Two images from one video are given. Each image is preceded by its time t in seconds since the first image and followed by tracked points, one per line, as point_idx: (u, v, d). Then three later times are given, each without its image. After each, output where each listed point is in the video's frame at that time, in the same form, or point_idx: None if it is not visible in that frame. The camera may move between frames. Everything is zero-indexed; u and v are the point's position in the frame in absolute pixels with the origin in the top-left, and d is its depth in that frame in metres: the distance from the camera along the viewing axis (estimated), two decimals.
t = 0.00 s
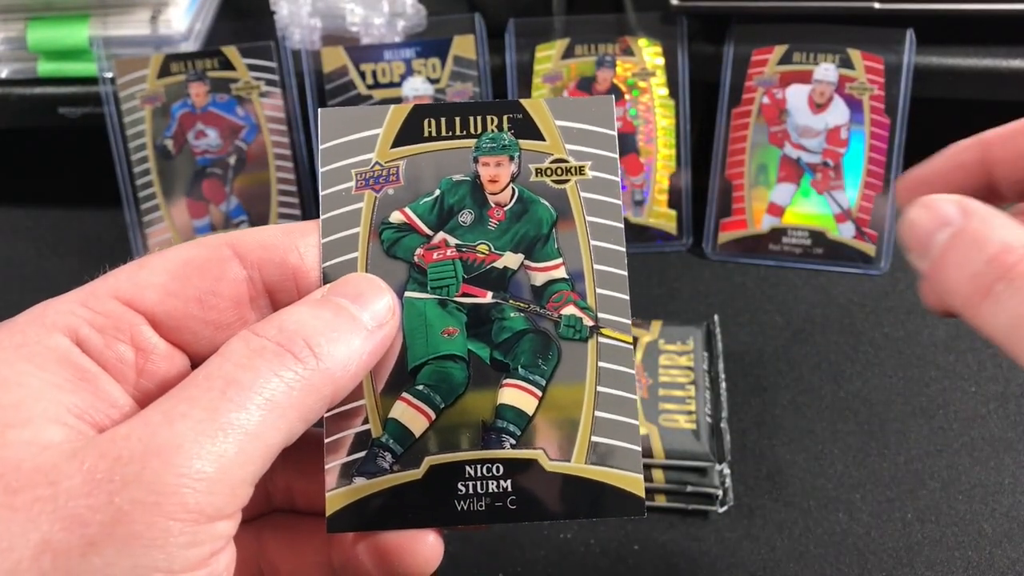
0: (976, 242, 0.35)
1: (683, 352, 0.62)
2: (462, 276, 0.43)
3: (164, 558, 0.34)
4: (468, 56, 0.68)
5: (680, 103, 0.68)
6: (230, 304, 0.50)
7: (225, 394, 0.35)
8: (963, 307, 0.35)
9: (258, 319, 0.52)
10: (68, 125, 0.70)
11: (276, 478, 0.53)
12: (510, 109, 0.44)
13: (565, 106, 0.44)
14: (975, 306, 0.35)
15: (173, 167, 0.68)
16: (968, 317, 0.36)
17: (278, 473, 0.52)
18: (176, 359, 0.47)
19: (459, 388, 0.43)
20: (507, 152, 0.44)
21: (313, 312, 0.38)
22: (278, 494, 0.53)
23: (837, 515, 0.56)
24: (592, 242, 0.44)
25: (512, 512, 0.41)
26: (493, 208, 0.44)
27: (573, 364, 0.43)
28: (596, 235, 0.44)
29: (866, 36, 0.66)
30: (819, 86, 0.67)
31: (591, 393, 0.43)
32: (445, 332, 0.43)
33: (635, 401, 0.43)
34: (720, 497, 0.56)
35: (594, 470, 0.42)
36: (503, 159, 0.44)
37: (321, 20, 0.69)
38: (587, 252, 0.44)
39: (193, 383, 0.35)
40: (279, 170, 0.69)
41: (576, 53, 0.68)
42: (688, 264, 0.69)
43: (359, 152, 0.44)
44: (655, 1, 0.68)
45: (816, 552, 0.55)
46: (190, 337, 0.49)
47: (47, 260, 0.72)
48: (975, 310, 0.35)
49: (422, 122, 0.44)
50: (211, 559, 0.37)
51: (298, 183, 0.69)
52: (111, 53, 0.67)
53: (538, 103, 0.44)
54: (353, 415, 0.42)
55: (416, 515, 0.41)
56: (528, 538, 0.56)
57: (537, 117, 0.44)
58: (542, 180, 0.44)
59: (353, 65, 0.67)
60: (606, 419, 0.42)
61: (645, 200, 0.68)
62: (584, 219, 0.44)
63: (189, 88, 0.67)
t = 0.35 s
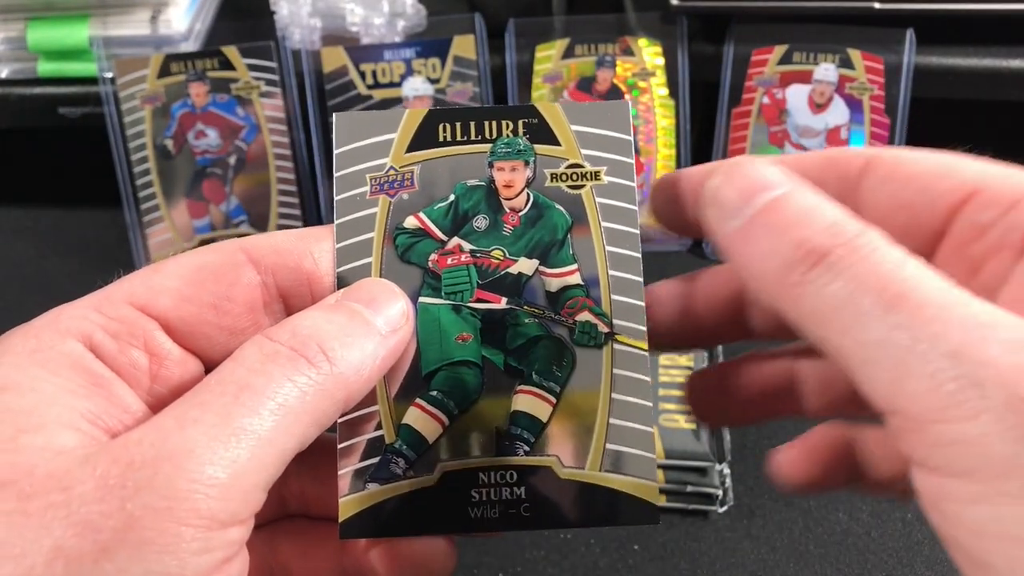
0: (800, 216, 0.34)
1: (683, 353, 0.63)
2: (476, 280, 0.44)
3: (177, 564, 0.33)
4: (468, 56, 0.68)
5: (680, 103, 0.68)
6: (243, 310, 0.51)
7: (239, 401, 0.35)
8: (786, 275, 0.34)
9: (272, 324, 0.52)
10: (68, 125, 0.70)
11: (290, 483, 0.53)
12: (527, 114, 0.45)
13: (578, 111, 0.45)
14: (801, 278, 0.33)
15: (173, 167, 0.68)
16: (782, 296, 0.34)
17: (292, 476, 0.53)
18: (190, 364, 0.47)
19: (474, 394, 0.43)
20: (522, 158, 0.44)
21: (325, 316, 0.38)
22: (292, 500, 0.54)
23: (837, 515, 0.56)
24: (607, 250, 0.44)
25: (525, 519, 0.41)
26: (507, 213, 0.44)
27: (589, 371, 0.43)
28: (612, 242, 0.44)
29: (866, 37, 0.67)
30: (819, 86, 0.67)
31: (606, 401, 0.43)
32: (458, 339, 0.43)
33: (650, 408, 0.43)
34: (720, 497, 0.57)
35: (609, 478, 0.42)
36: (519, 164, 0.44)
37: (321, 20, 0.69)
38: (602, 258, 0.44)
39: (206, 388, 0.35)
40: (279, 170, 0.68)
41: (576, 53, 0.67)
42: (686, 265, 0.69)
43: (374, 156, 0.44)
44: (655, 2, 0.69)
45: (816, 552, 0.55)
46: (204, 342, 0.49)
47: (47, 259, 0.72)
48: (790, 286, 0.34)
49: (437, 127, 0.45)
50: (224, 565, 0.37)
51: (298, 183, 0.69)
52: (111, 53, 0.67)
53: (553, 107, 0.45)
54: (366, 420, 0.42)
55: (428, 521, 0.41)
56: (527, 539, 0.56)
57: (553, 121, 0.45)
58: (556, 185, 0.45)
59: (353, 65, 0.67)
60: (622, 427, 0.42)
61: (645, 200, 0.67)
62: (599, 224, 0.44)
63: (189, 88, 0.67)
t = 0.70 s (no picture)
0: (695, 318, 0.38)
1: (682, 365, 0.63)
2: (489, 307, 0.44)
3: None
4: (468, 55, 0.68)
5: (680, 102, 0.68)
6: (255, 334, 0.50)
7: (237, 421, 0.35)
8: (689, 379, 0.37)
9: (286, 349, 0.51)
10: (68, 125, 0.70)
11: (296, 505, 0.51)
12: (545, 138, 0.45)
13: (597, 135, 0.45)
14: (701, 382, 0.37)
15: (173, 167, 0.68)
16: (686, 399, 0.38)
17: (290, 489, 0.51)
18: (200, 383, 0.47)
19: (482, 422, 0.43)
20: (539, 181, 0.45)
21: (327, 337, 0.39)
22: (299, 522, 0.51)
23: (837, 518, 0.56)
24: (623, 277, 0.44)
25: (530, 553, 0.42)
26: (522, 238, 0.45)
27: (600, 402, 0.43)
28: (628, 269, 0.44)
29: (866, 36, 0.67)
30: (819, 86, 0.67)
31: (618, 434, 0.43)
32: (468, 364, 0.43)
33: (662, 443, 0.43)
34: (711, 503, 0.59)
35: (617, 512, 0.42)
36: (535, 188, 0.45)
37: (321, 20, 0.69)
38: (618, 285, 0.44)
39: (202, 406, 0.35)
40: (279, 170, 0.68)
41: (576, 53, 0.68)
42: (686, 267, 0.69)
43: (390, 178, 0.45)
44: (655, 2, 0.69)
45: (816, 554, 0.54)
46: (214, 367, 0.48)
47: (47, 260, 0.72)
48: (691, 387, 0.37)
49: (454, 149, 0.45)
50: None
51: (298, 183, 0.69)
52: (111, 53, 0.67)
53: (572, 131, 0.45)
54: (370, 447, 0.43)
55: (432, 551, 0.42)
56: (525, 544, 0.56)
57: (571, 144, 0.45)
58: (573, 211, 0.45)
59: (353, 65, 0.67)
60: (634, 462, 0.43)
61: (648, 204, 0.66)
62: (616, 252, 0.44)
63: (189, 88, 0.67)
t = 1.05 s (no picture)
0: (714, 308, 0.37)
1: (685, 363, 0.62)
2: (496, 297, 0.44)
3: None
4: (468, 55, 0.67)
5: (680, 103, 0.67)
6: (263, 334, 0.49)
7: (201, 401, 0.35)
8: (707, 368, 0.37)
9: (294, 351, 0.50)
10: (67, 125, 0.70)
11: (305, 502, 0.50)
12: (545, 125, 0.45)
13: (598, 119, 0.45)
14: (721, 372, 0.36)
15: (173, 167, 0.68)
16: (705, 387, 0.37)
17: (295, 487, 0.50)
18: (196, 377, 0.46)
19: (496, 413, 0.43)
20: (542, 169, 0.45)
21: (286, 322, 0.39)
22: (308, 521, 0.50)
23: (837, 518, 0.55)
24: (631, 259, 0.44)
25: (552, 545, 0.41)
26: (528, 226, 0.45)
27: (611, 388, 0.43)
28: (637, 252, 0.44)
29: (866, 37, 0.67)
30: (819, 86, 0.67)
31: (633, 417, 0.42)
32: (479, 356, 0.43)
33: (677, 425, 0.42)
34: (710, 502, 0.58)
35: (638, 498, 0.41)
36: (538, 176, 0.45)
37: (321, 20, 0.69)
38: (626, 270, 0.44)
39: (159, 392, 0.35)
40: (279, 170, 0.68)
41: (576, 53, 0.67)
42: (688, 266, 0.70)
43: (391, 175, 0.45)
44: (655, 2, 0.69)
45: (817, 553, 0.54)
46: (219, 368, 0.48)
47: (47, 259, 0.72)
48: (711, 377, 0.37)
49: (455, 142, 0.45)
50: None
51: (298, 185, 0.69)
52: (110, 53, 0.66)
53: (571, 116, 0.45)
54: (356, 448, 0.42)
55: (450, 548, 0.40)
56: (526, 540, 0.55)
57: (572, 130, 0.45)
58: (578, 196, 0.45)
59: (352, 64, 0.67)
60: (652, 448, 0.42)
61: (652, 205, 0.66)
62: (623, 235, 0.44)
63: (189, 88, 0.67)
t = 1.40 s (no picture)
0: (749, 291, 0.37)
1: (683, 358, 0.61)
2: (533, 271, 0.44)
3: None
4: (468, 55, 0.67)
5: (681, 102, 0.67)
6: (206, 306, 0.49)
7: (149, 492, 0.31)
8: (740, 352, 0.37)
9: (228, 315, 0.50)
10: (67, 125, 0.70)
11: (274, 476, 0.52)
12: (589, 102, 0.45)
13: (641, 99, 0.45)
14: (754, 355, 0.36)
15: (173, 167, 0.68)
16: (735, 369, 0.38)
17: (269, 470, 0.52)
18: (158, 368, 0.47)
19: (531, 386, 0.43)
20: (582, 146, 0.45)
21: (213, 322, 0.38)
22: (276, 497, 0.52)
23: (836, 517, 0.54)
24: (668, 240, 0.44)
25: (582, 519, 0.41)
26: (567, 202, 0.45)
27: (648, 367, 0.43)
28: (675, 234, 0.44)
29: (866, 37, 0.67)
30: (819, 86, 0.67)
31: (667, 398, 0.43)
32: (514, 329, 0.43)
33: (711, 407, 0.43)
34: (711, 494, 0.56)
35: (671, 478, 0.41)
36: (578, 152, 0.45)
37: (321, 20, 0.69)
38: (664, 249, 0.44)
39: (94, 481, 0.31)
40: (279, 171, 0.68)
41: (576, 53, 0.67)
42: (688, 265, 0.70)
43: (431, 141, 0.45)
44: (655, 2, 0.69)
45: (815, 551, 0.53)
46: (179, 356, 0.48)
47: (47, 258, 0.72)
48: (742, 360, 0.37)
49: (495, 113, 0.45)
50: None
51: (299, 190, 0.69)
52: (110, 53, 0.66)
53: (615, 95, 0.45)
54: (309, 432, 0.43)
55: (483, 521, 0.41)
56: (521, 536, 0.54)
57: (612, 109, 0.45)
58: (618, 174, 0.45)
59: (352, 64, 0.67)
60: (684, 427, 0.42)
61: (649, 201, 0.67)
62: (661, 215, 0.44)
63: (189, 88, 0.67)
